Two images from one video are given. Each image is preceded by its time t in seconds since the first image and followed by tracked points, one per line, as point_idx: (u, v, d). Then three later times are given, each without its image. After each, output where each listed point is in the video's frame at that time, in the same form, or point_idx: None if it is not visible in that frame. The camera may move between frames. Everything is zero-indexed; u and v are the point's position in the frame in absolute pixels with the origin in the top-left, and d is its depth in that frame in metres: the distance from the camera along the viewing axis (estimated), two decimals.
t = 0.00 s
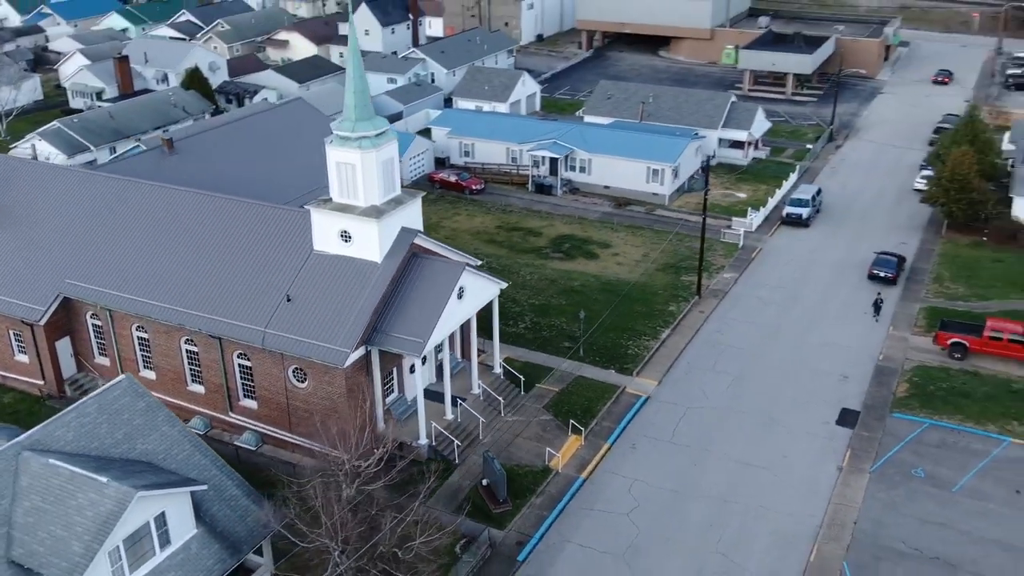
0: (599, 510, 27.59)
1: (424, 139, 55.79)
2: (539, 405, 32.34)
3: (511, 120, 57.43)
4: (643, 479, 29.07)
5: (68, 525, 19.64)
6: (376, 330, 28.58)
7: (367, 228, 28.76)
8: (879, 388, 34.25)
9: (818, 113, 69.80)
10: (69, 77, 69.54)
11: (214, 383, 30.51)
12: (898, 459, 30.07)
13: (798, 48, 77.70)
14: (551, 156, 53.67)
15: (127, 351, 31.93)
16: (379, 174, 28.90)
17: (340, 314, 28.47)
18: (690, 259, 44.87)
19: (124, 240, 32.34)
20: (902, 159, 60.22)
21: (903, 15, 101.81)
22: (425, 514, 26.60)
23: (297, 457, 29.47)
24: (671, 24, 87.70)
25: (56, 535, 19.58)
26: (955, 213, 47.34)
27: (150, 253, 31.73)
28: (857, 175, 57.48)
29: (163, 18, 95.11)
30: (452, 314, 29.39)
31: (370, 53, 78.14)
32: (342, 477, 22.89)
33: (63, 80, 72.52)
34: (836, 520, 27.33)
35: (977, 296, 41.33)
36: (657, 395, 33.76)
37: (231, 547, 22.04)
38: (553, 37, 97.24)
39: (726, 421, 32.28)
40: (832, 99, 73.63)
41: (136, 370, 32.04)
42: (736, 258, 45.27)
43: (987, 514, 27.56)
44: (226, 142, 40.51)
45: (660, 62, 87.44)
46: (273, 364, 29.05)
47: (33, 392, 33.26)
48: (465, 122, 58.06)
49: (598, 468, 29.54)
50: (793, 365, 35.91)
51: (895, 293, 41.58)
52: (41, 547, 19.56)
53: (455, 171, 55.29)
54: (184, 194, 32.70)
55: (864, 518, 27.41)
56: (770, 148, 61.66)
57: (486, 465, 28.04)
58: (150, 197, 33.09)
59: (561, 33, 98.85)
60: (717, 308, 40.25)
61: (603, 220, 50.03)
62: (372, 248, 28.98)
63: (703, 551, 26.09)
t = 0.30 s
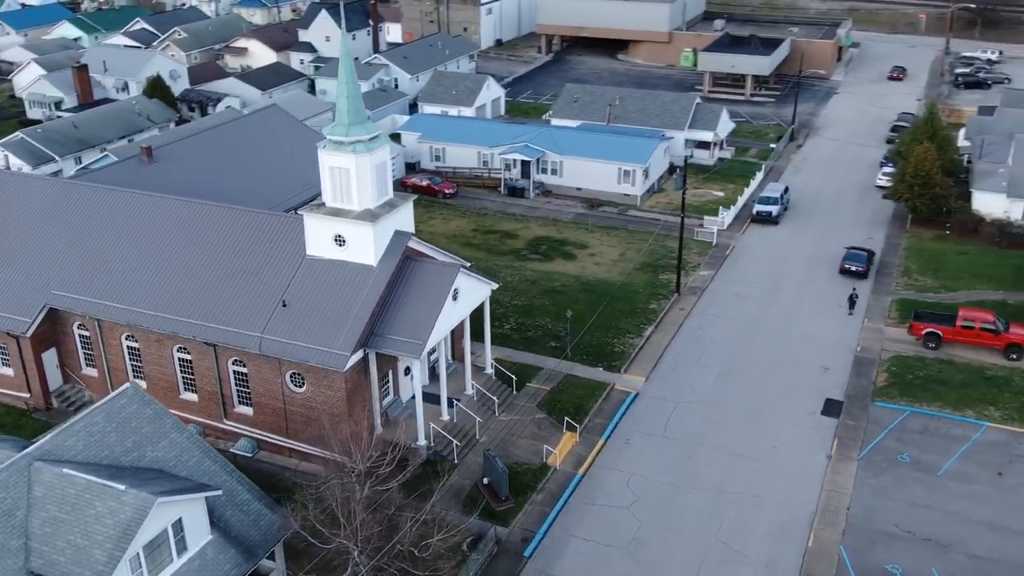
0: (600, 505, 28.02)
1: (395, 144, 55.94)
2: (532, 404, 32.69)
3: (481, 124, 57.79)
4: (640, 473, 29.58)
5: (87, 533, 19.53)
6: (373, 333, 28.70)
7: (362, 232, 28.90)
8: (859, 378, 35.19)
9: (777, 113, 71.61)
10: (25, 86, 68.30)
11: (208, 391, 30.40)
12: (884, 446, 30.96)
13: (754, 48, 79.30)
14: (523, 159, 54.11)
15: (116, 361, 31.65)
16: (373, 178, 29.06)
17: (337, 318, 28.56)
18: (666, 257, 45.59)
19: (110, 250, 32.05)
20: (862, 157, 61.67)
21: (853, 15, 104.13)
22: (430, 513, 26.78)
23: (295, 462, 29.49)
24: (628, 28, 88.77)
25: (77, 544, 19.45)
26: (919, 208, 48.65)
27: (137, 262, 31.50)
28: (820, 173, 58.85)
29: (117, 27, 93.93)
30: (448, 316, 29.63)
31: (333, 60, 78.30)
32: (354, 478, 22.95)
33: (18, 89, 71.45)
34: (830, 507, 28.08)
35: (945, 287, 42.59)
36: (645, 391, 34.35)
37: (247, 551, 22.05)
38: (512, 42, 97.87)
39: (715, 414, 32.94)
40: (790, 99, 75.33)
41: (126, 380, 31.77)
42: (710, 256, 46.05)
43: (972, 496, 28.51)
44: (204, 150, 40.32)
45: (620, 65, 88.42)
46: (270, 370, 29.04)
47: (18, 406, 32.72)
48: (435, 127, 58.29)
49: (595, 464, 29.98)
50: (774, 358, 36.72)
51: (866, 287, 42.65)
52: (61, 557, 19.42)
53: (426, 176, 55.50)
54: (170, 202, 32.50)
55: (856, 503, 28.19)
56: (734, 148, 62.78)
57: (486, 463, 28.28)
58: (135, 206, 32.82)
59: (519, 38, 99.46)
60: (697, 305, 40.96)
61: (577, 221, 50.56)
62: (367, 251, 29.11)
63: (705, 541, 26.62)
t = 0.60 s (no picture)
0: (600, 495, 28.48)
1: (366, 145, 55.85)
2: (524, 399, 33.05)
3: (450, 124, 58.03)
4: (636, 463, 30.12)
5: (109, 537, 19.45)
6: (371, 331, 28.82)
7: (357, 231, 29.04)
8: (839, 364, 36.15)
9: (737, 110, 72.50)
10: None
11: (202, 395, 30.29)
12: (869, 429, 31.89)
13: (712, 45, 80.49)
14: (495, 158, 54.44)
15: (106, 367, 31.37)
16: (367, 177, 29.18)
17: (335, 317, 28.66)
18: (642, 253, 46.28)
19: (96, 255, 31.73)
20: (823, 150, 63.07)
21: (803, 13, 106.04)
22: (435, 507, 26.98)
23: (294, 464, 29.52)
24: (587, 27, 89.57)
25: (99, 548, 19.37)
26: (883, 199, 49.95)
27: (125, 267, 31.24)
28: (784, 167, 60.07)
29: (68, 31, 92.36)
30: (444, 313, 29.86)
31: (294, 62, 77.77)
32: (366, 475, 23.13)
33: None
34: (822, 489, 28.87)
35: (913, 275, 43.81)
36: (634, 383, 34.94)
37: (263, 551, 22.12)
38: (470, 42, 98.10)
39: (703, 404, 33.63)
40: (748, 95, 76.62)
41: (116, 386, 31.50)
42: (685, 250, 46.86)
43: (956, 474, 29.52)
44: (181, 154, 40.02)
45: (579, 64, 89.11)
46: (267, 370, 29.03)
47: (3, 415, 32.18)
48: (404, 128, 58.40)
49: (591, 455, 30.44)
50: (755, 348, 37.56)
51: (838, 276, 43.74)
52: (84, 561, 19.32)
53: (398, 177, 55.55)
54: (156, 206, 32.26)
55: (847, 485, 29.02)
56: (699, 144, 63.80)
57: (487, 458, 28.55)
58: (119, 210, 32.50)
59: (477, 38, 99.71)
60: (676, 298, 41.67)
61: (551, 218, 51.01)
62: (362, 251, 29.25)
63: (705, 527, 27.22)
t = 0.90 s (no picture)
0: (600, 486, 28.96)
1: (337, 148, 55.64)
2: (517, 394, 33.41)
3: (420, 125, 58.16)
4: (632, 454, 30.66)
5: (132, 540, 19.40)
6: (368, 331, 28.92)
7: (352, 231, 29.16)
8: (820, 352, 37.08)
9: (699, 106, 73.74)
10: None
11: (198, 398, 30.17)
12: (854, 414, 32.82)
13: (671, 43, 81.54)
14: (467, 158, 54.67)
15: (96, 374, 31.07)
16: (361, 177, 29.34)
17: (332, 317, 28.73)
18: (619, 248, 46.89)
19: (81, 259, 31.33)
20: (785, 145, 64.31)
21: (756, 11, 107.74)
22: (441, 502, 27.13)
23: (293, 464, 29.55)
24: (546, 26, 90.07)
25: (123, 551, 19.31)
26: (849, 191, 51.15)
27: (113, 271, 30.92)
28: (749, 162, 61.18)
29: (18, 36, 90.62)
30: (440, 312, 30.09)
31: (254, 65, 77.17)
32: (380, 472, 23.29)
33: None
34: (814, 473, 29.68)
35: (883, 264, 45.01)
36: (622, 375, 35.51)
37: (280, 550, 22.20)
38: (428, 43, 98.11)
39: (691, 394, 34.32)
40: (709, 93, 77.78)
41: (107, 393, 31.22)
42: (661, 245, 47.61)
43: (940, 454, 30.53)
44: (160, 158, 39.73)
45: (539, 63, 89.64)
46: (264, 371, 29.00)
47: None
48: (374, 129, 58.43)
49: (587, 448, 30.91)
50: (738, 339, 38.33)
51: (811, 267, 44.75)
52: (108, 565, 19.25)
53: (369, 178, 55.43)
54: (141, 208, 31.95)
55: (838, 468, 29.85)
56: (664, 140, 64.66)
57: (487, 453, 28.84)
58: (103, 213, 32.11)
59: (435, 39, 99.77)
60: (656, 292, 42.35)
61: (526, 216, 51.41)
62: (357, 251, 29.38)
63: (705, 514, 27.83)
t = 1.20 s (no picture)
0: (600, 477, 29.42)
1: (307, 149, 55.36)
2: (510, 389, 33.76)
3: (390, 126, 58.23)
4: (627, 444, 31.19)
5: (158, 542, 19.42)
6: (366, 330, 29.01)
7: (347, 230, 29.27)
8: (801, 341, 38.01)
9: (661, 104, 74.74)
10: None
11: (194, 402, 30.05)
12: (838, 399, 33.75)
13: (631, 41, 82.46)
14: (439, 157, 54.84)
15: (88, 381, 30.77)
16: (354, 177, 29.43)
17: (330, 317, 28.79)
18: (595, 244, 47.51)
19: (70, 266, 31.08)
20: (749, 140, 65.51)
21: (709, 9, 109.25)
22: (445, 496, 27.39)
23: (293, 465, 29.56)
24: (505, 25, 90.49)
25: (149, 553, 19.31)
26: (816, 183, 52.34)
27: (103, 277, 30.72)
28: (714, 157, 62.23)
29: None
30: (435, 309, 30.30)
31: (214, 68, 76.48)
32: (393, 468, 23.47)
33: None
34: (805, 457, 30.50)
35: (853, 254, 46.21)
36: (610, 368, 36.07)
37: (298, 549, 22.28)
38: (387, 44, 97.97)
39: (680, 385, 34.98)
40: (670, 90, 78.83)
41: (99, 400, 30.93)
42: (636, 240, 48.33)
43: (924, 435, 31.54)
44: (139, 164, 39.48)
45: (500, 63, 90.04)
46: (263, 373, 28.98)
47: None
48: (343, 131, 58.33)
49: (583, 439, 31.37)
50: (720, 331, 39.14)
51: (784, 259, 45.79)
52: (134, 568, 19.22)
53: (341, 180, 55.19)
54: (131, 215, 31.85)
55: (828, 452, 30.70)
56: (631, 137, 65.48)
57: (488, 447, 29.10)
58: (92, 221, 31.96)
59: (393, 40, 99.68)
60: (636, 286, 43.04)
61: (500, 215, 51.79)
62: (352, 250, 29.50)
63: (704, 500, 28.45)
